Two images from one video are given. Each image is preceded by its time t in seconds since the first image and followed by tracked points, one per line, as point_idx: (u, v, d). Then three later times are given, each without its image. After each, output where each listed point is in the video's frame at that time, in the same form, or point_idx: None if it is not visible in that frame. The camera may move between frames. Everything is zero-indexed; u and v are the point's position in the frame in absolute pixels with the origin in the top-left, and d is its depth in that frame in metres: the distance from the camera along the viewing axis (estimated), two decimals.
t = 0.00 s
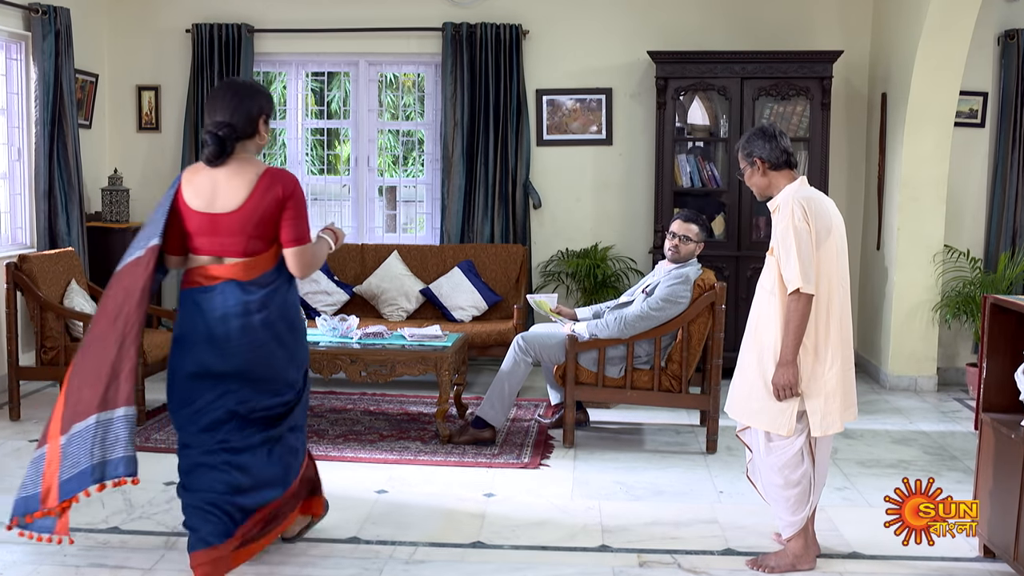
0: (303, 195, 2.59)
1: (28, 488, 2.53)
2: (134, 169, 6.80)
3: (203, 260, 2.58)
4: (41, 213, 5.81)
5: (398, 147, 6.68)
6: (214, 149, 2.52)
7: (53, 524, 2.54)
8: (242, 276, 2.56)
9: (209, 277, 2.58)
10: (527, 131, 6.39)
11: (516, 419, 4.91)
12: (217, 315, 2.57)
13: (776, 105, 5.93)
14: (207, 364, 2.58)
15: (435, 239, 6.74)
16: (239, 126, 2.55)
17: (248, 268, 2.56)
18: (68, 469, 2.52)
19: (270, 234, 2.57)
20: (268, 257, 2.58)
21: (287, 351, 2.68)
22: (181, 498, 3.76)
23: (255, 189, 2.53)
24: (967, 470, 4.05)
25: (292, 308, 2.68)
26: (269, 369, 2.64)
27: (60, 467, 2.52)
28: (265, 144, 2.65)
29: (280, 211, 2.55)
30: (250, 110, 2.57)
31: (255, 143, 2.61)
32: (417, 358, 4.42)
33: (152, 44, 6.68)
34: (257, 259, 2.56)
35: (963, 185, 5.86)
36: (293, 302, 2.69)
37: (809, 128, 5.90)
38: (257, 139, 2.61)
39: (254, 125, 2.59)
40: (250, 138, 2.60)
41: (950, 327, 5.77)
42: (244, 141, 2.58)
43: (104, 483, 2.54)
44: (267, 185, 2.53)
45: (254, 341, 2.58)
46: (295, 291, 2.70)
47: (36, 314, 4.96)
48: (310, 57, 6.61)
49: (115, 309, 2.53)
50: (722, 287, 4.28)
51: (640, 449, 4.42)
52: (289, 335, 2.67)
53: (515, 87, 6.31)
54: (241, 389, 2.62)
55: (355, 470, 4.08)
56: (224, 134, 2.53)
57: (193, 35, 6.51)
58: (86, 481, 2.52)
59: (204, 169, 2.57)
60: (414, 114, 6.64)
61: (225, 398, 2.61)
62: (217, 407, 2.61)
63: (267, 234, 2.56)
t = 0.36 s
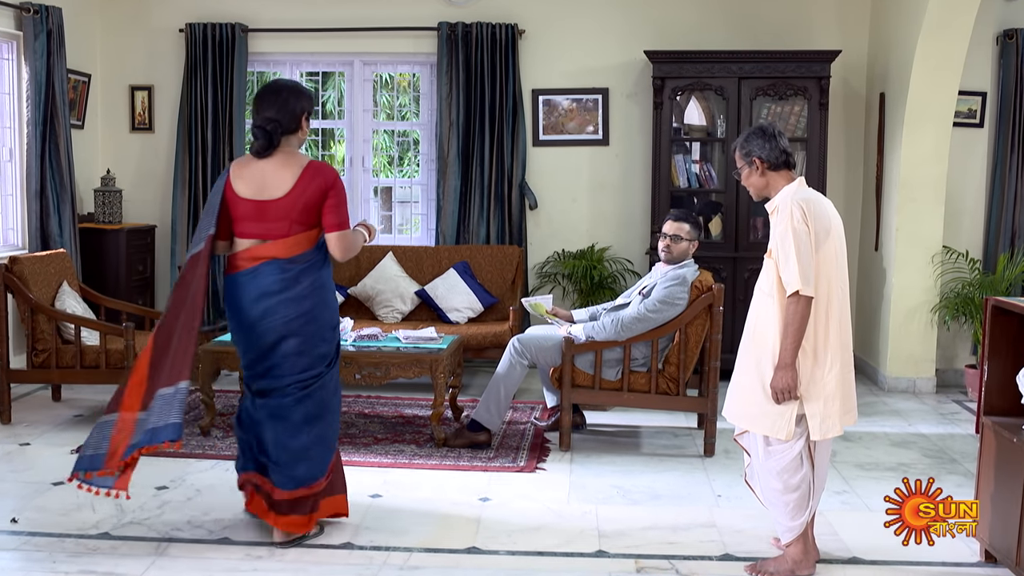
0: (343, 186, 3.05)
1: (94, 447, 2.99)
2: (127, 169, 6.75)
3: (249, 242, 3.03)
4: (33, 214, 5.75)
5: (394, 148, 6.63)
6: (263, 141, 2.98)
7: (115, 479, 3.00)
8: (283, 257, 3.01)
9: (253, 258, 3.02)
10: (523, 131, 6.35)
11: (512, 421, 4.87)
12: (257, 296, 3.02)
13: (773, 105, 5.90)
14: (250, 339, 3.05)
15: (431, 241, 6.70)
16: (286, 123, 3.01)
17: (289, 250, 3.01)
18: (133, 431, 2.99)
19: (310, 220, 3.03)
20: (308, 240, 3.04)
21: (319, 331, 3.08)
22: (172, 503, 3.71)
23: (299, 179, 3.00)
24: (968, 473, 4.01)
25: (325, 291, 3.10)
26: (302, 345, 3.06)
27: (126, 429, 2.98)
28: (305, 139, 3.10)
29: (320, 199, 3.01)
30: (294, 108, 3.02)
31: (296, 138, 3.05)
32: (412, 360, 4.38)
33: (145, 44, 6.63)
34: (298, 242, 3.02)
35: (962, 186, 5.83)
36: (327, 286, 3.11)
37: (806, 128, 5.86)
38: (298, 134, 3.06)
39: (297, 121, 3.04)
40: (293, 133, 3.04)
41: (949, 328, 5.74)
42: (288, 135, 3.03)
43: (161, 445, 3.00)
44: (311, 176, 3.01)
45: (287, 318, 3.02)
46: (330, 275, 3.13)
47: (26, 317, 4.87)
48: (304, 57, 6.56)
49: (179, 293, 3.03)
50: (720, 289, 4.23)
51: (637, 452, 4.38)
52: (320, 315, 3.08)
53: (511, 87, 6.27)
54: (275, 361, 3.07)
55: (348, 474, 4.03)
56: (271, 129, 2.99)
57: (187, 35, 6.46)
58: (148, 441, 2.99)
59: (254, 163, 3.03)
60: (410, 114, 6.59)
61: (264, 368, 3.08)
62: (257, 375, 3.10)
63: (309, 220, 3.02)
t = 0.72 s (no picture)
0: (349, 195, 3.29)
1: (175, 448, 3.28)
2: (116, 170, 6.68)
3: (263, 245, 3.25)
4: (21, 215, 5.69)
5: (386, 148, 6.58)
6: (274, 153, 3.21)
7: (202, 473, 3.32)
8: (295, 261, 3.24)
9: (267, 260, 3.25)
10: (516, 131, 6.30)
11: (505, 424, 4.82)
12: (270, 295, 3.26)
13: (768, 104, 5.86)
14: (265, 336, 3.29)
15: (423, 241, 6.65)
16: (295, 136, 3.23)
17: (299, 254, 3.24)
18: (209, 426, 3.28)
19: (319, 226, 3.26)
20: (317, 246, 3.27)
21: (328, 325, 3.33)
22: (160, 508, 3.65)
23: (309, 188, 3.22)
24: (966, 476, 3.98)
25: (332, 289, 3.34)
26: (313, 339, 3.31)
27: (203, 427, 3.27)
28: (313, 150, 3.32)
29: (327, 207, 3.24)
30: (302, 123, 3.24)
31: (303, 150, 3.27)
32: (404, 362, 4.33)
33: (134, 44, 6.57)
34: (308, 248, 3.25)
35: (958, 187, 5.80)
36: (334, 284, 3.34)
37: (801, 128, 5.83)
38: (307, 146, 3.28)
39: (305, 134, 3.26)
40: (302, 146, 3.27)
41: (944, 329, 5.71)
42: (297, 147, 3.25)
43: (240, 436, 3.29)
44: (319, 185, 3.23)
45: (298, 315, 3.26)
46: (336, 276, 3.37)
47: (13, 319, 4.80)
48: (295, 56, 6.51)
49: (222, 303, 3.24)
50: (714, 290, 4.18)
51: (632, 455, 4.33)
52: (329, 311, 3.32)
53: (504, 86, 6.23)
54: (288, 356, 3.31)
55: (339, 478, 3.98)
56: (281, 141, 3.21)
57: (176, 34, 6.40)
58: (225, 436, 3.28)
59: (266, 171, 3.24)
60: (402, 114, 6.54)
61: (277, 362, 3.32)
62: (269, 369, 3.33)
63: (318, 227, 3.25)
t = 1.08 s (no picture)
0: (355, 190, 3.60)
1: (201, 428, 3.70)
2: (106, 167, 6.61)
3: (277, 235, 3.56)
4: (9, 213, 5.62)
5: (378, 145, 6.52)
6: (288, 147, 3.45)
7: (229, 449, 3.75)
8: (304, 251, 3.57)
9: (280, 249, 3.57)
10: (510, 127, 6.25)
11: (498, 424, 4.78)
12: (280, 284, 3.59)
13: (764, 101, 5.82)
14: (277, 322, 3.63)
15: (416, 239, 6.59)
16: (309, 132, 3.49)
17: (309, 244, 3.57)
18: (231, 410, 3.66)
19: (327, 218, 3.58)
20: (324, 236, 3.60)
21: (335, 313, 3.68)
22: (149, 510, 3.60)
23: (317, 180, 3.51)
24: (964, 476, 3.95)
25: (339, 280, 3.68)
26: (321, 325, 3.65)
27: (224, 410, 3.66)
28: (325, 148, 3.58)
29: (336, 200, 3.56)
30: (316, 120, 3.50)
31: (318, 146, 3.54)
32: (396, 362, 4.26)
33: (124, 40, 6.50)
34: (316, 238, 3.58)
35: (955, 184, 5.76)
36: (341, 276, 3.69)
37: (797, 125, 5.79)
38: (320, 143, 3.54)
39: (319, 131, 3.52)
40: (315, 142, 3.53)
41: (941, 327, 5.68)
42: (311, 143, 3.51)
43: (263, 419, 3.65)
44: (328, 180, 3.53)
45: (308, 302, 3.61)
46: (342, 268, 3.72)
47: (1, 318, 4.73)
48: (287, 53, 6.45)
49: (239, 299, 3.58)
50: (710, 289, 4.13)
51: (626, 455, 4.29)
52: (335, 300, 3.67)
53: (497, 82, 6.18)
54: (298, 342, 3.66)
55: (331, 479, 3.93)
56: (296, 136, 3.46)
57: (167, 29, 6.33)
58: (245, 421, 3.65)
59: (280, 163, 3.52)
60: (395, 111, 6.49)
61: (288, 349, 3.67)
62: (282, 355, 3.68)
63: (325, 218, 3.58)
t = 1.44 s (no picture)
0: (380, 188, 3.79)
1: (204, 402, 3.90)
2: (94, 164, 6.54)
3: (298, 220, 3.73)
4: None
5: (370, 142, 6.47)
6: (318, 143, 3.71)
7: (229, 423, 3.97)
8: (319, 235, 3.71)
9: (298, 233, 3.72)
10: (502, 124, 6.20)
11: (491, 424, 4.73)
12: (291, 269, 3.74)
13: (759, 97, 5.77)
14: (286, 304, 3.78)
15: (408, 237, 6.54)
16: (341, 131, 3.72)
17: (326, 229, 3.71)
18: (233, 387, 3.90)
19: (348, 208, 3.75)
20: (342, 225, 3.75)
21: (338, 299, 3.77)
22: (136, 513, 3.54)
23: (343, 173, 3.71)
24: (961, 477, 3.91)
25: (349, 270, 3.79)
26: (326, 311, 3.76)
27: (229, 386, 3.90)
28: (357, 149, 3.79)
29: (359, 192, 3.74)
30: (349, 121, 3.72)
31: (348, 146, 3.76)
32: (388, 361, 4.20)
33: (113, 36, 6.43)
34: (334, 224, 3.73)
35: (951, 181, 5.73)
36: (352, 266, 3.81)
37: (792, 121, 5.74)
38: (352, 144, 3.77)
39: (351, 132, 3.75)
40: (347, 142, 3.75)
41: (937, 326, 5.64)
42: (342, 142, 3.75)
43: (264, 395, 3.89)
44: (354, 173, 3.73)
45: (314, 287, 3.73)
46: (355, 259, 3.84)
47: None
48: (278, 49, 6.39)
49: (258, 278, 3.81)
50: (705, 288, 4.09)
51: (621, 456, 4.25)
52: (342, 288, 3.77)
53: (490, 79, 6.12)
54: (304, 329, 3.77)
55: (321, 480, 3.87)
56: (327, 134, 3.71)
57: (156, 25, 6.26)
58: (244, 398, 3.88)
59: (312, 158, 3.75)
60: (387, 108, 6.43)
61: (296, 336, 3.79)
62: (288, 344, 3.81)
63: (346, 208, 3.75)
